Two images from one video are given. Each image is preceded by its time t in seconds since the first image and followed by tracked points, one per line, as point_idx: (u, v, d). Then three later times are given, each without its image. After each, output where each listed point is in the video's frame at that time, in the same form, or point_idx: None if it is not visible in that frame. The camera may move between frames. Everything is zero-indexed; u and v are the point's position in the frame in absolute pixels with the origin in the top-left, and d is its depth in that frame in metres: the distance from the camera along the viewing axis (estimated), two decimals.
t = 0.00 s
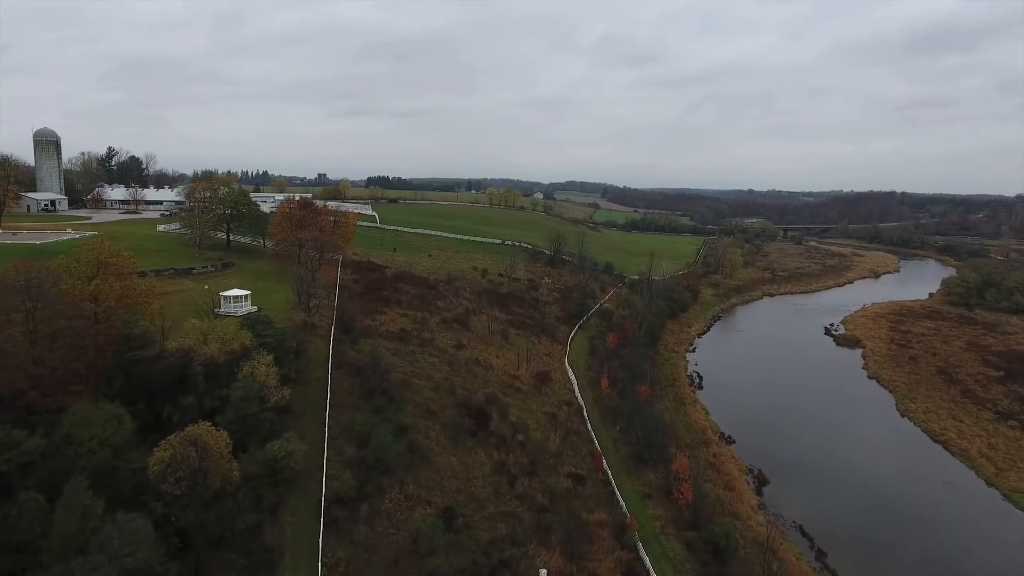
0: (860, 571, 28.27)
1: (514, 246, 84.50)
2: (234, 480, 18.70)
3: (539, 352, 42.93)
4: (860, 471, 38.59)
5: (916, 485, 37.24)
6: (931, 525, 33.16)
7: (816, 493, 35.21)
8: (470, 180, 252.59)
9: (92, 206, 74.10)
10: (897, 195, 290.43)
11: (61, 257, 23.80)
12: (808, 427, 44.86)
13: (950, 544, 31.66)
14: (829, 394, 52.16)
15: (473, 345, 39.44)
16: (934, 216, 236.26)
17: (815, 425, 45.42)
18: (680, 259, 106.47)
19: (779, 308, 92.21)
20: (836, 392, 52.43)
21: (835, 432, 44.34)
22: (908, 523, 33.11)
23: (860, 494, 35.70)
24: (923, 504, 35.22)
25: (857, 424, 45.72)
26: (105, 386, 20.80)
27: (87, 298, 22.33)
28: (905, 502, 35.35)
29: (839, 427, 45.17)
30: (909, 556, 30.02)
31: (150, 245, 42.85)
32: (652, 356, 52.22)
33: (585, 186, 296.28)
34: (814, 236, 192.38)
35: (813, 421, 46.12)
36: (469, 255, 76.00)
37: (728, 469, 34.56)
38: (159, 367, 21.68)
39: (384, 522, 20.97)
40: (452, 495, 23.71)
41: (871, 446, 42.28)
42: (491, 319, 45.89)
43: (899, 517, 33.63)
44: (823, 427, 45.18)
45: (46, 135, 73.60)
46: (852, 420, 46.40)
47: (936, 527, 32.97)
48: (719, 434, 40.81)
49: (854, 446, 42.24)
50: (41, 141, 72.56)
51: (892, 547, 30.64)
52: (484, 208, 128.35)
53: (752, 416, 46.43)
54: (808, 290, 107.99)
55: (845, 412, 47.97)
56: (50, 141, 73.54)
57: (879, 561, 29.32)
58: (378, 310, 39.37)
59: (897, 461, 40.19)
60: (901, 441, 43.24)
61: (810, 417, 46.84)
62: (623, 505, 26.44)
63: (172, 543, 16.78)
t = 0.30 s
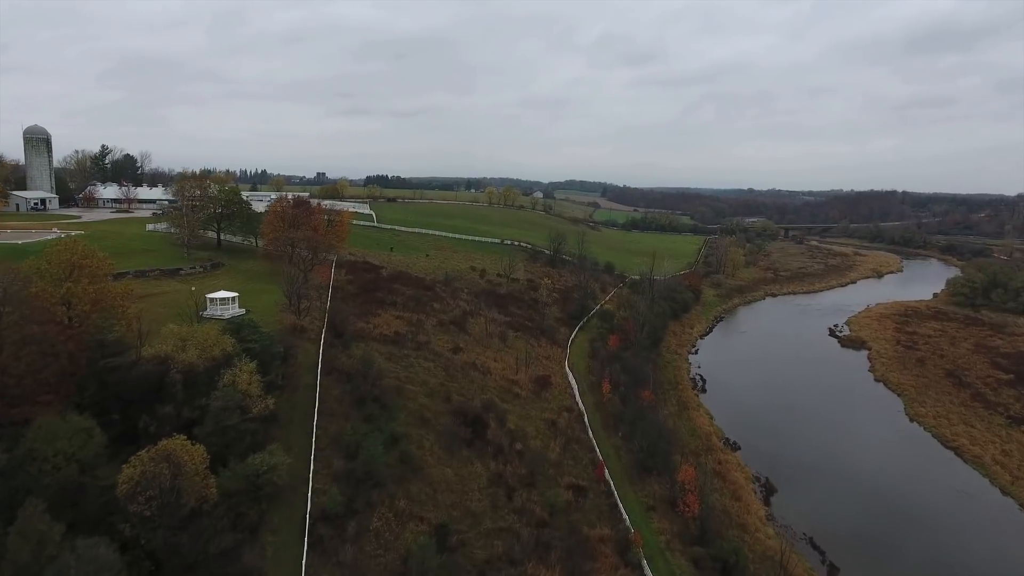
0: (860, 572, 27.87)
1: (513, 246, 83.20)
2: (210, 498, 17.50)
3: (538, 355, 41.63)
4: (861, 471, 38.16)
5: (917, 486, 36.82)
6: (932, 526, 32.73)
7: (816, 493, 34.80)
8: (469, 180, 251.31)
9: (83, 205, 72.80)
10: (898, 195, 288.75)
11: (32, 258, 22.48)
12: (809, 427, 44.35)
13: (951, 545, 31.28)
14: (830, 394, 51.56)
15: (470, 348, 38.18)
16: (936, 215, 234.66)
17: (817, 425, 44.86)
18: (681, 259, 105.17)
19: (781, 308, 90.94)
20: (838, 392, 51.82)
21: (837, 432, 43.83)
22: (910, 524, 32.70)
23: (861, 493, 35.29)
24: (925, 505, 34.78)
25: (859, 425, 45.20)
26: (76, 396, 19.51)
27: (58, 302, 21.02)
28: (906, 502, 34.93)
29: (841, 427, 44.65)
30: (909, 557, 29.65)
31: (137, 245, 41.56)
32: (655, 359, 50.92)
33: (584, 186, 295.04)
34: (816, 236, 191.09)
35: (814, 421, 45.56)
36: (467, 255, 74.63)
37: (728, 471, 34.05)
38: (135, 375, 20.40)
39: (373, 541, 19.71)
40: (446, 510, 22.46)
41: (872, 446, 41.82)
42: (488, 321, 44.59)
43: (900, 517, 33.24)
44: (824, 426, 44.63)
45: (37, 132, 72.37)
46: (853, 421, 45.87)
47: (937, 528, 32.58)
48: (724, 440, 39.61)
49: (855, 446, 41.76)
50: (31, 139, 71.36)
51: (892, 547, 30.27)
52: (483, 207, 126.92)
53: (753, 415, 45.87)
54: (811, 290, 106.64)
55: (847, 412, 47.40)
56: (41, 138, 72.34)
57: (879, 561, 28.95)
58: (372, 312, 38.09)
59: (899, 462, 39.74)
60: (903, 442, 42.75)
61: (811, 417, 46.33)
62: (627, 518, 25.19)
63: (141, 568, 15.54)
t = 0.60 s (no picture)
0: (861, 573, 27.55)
1: (513, 246, 81.92)
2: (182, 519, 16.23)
3: (538, 359, 40.36)
4: (863, 471, 37.78)
5: (920, 485, 36.43)
6: (935, 527, 32.37)
7: (817, 494, 34.46)
8: (469, 179, 250.09)
9: (76, 204, 71.63)
10: (900, 194, 287.28)
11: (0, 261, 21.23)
12: (812, 428, 43.86)
13: (954, 546, 30.95)
14: (833, 394, 51.04)
15: (468, 352, 36.90)
16: (939, 215, 233.37)
17: (819, 425, 44.38)
18: (683, 259, 103.90)
19: (785, 309, 89.61)
20: (840, 393, 51.26)
21: (839, 432, 43.41)
22: (912, 524, 32.36)
23: (863, 494, 34.94)
24: (928, 505, 34.41)
25: (862, 425, 44.74)
26: (43, 408, 18.24)
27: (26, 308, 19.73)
28: (909, 502, 34.55)
29: (843, 427, 44.24)
30: (911, 558, 29.33)
31: (124, 245, 40.28)
32: (657, 362, 49.66)
33: (585, 185, 293.76)
34: (817, 235, 189.76)
35: (817, 422, 45.07)
36: (466, 254, 73.34)
37: (730, 474, 33.61)
38: (107, 385, 19.12)
39: (361, 562, 18.45)
40: (439, 527, 21.20)
41: (875, 446, 41.39)
42: (487, 324, 43.31)
43: (902, 517, 32.91)
44: (827, 427, 44.15)
45: (28, 130, 71.33)
46: (856, 421, 45.38)
47: (940, 528, 32.25)
48: (730, 447, 38.38)
49: (858, 446, 41.33)
50: (22, 137, 70.27)
51: (894, 548, 29.95)
52: (482, 206, 125.63)
53: (755, 415, 45.39)
54: (814, 290, 105.36)
55: (850, 413, 46.91)
56: (32, 136, 71.26)
57: (880, 563, 28.64)
58: (365, 315, 36.81)
59: (902, 462, 39.34)
60: (906, 442, 42.31)
61: (813, 417, 45.87)
62: (631, 534, 23.94)
63: None
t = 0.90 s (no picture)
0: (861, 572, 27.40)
1: (513, 246, 80.64)
2: (152, 544, 15.06)
3: (537, 364, 39.08)
4: (865, 471, 37.55)
5: (922, 485, 36.20)
6: (936, 525, 32.21)
7: (818, 493, 34.28)
8: (469, 179, 248.63)
9: (67, 203, 70.35)
10: (902, 193, 285.83)
11: None
12: (814, 427, 43.51)
13: (955, 544, 30.80)
14: (836, 394, 50.58)
15: (465, 356, 35.65)
16: (941, 215, 231.92)
17: (822, 425, 44.01)
18: (685, 259, 102.60)
19: (788, 310, 88.31)
20: (844, 393, 50.76)
21: (842, 432, 43.10)
22: (913, 523, 32.18)
23: (865, 493, 34.74)
24: (929, 504, 34.22)
25: (864, 424, 44.41)
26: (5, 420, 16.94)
27: None
28: (911, 502, 34.33)
29: (846, 427, 43.90)
30: (912, 556, 29.17)
31: (110, 245, 38.99)
32: (660, 365, 48.38)
33: (585, 184, 292.45)
34: (819, 235, 188.56)
35: (819, 421, 44.71)
36: (464, 254, 72.07)
37: (731, 474, 33.32)
38: (75, 396, 17.79)
39: None
40: (432, 546, 19.96)
41: (877, 446, 41.10)
42: (485, 326, 42.03)
43: (903, 516, 32.75)
44: (830, 427, 43.80)
45: (18, 128, 70.10)
46: (859, 420, 45.06)
47: (941, 527, 32.09)
48: (736, 454, 37.17)
49: (860, 446, 41.03)
50: (12, 135, 69.02)
51: (894, 546, 29.80)
52: (481, 206, 124.36)
53: (757, 416, 44.93)
54: (818, 290, 104.04)
55: (853, 413, 46.46)
56: (23, 135, 70.03)
57: (881, 561, 28.49)
58: (359, 318, 35.51)
59: (904, 462, 39.08)
60: (910, 441, 41.97)
61: (816, 417, 45.52)
62: (634, 550, 22.63)
63: None
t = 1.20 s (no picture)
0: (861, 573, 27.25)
1: (512, 245, 79.36)
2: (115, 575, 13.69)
3: (536, 368, 37.78)
4: (866, 471, 37.30)
5: (923, 485, 35.94)
6: (937, 525, 32.06)
7: (820, 494, 34.08)
8: (470, 178, 247.36)
9: (59, 202, 69.20)
10: (905, 192, 284.10)
11: None
12: (816, 428, 43.18)
13: (955, 544, 30.66)
14: (838, 394, 50.18)
15: (461, 361, 34.39)
16: (944, 214, 230.26)
17: (823, 425, 43.63)
18: (687, 259, 101.30)
19: (793, 310, 86.97)
20: (846, 393, 50.35)
21: (842, 431, 42.86)
22: (913, 523, 32.00)
23: (865, 493, 34.57)
24: (930, 503, 34.03)
25: (867, 424, 44.07)
26: None
27: None
28: (912, 502, 34.12)
29: (847, 427, 43.61)
30: (912, 557, 29.03)
31: (96, 246, 37.77)
32: (664, 368, 47.11)
33: (585, 183, 291.10)
34: (821, 234, 187.10)
35: (821, 421, 44.35)
36: (463, 254, 70.79)
37: (733, 477, 32.96)
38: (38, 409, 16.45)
39: None
40: (423, 568, 18.72)
41: (879, 446, 40.84)
42: (483, 330, 40.72)
43: (903, 516, 32.57)
44: (832, 427, 43.47)
45: (9, 126, 68.95)
46: (861, 421, 44.69)
47: (941, 527, 31.93)
48: (743, 463, 35.94)
49: (862, 445, 40.72)
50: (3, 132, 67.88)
51: (894, 547, 29.64)
52: (481, 205, 123.09)
53: (759, 416, 44.53)
54: (822, 291, 102.68)
55: (855, 413, 46.03)
56: (14, 132, 68.90)
57: (881, 561, 28.31)
58: (351, 321, 34.20)
59: (906, 462, 38.84)
60: (912, 441, 41.65)
61: (818, 417, 45.15)
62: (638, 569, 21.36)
63: None
